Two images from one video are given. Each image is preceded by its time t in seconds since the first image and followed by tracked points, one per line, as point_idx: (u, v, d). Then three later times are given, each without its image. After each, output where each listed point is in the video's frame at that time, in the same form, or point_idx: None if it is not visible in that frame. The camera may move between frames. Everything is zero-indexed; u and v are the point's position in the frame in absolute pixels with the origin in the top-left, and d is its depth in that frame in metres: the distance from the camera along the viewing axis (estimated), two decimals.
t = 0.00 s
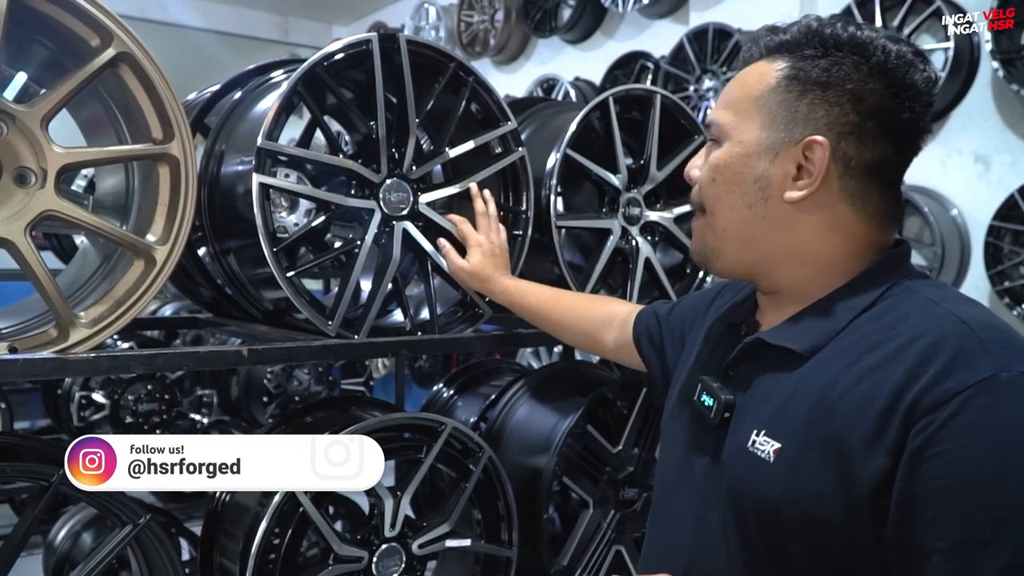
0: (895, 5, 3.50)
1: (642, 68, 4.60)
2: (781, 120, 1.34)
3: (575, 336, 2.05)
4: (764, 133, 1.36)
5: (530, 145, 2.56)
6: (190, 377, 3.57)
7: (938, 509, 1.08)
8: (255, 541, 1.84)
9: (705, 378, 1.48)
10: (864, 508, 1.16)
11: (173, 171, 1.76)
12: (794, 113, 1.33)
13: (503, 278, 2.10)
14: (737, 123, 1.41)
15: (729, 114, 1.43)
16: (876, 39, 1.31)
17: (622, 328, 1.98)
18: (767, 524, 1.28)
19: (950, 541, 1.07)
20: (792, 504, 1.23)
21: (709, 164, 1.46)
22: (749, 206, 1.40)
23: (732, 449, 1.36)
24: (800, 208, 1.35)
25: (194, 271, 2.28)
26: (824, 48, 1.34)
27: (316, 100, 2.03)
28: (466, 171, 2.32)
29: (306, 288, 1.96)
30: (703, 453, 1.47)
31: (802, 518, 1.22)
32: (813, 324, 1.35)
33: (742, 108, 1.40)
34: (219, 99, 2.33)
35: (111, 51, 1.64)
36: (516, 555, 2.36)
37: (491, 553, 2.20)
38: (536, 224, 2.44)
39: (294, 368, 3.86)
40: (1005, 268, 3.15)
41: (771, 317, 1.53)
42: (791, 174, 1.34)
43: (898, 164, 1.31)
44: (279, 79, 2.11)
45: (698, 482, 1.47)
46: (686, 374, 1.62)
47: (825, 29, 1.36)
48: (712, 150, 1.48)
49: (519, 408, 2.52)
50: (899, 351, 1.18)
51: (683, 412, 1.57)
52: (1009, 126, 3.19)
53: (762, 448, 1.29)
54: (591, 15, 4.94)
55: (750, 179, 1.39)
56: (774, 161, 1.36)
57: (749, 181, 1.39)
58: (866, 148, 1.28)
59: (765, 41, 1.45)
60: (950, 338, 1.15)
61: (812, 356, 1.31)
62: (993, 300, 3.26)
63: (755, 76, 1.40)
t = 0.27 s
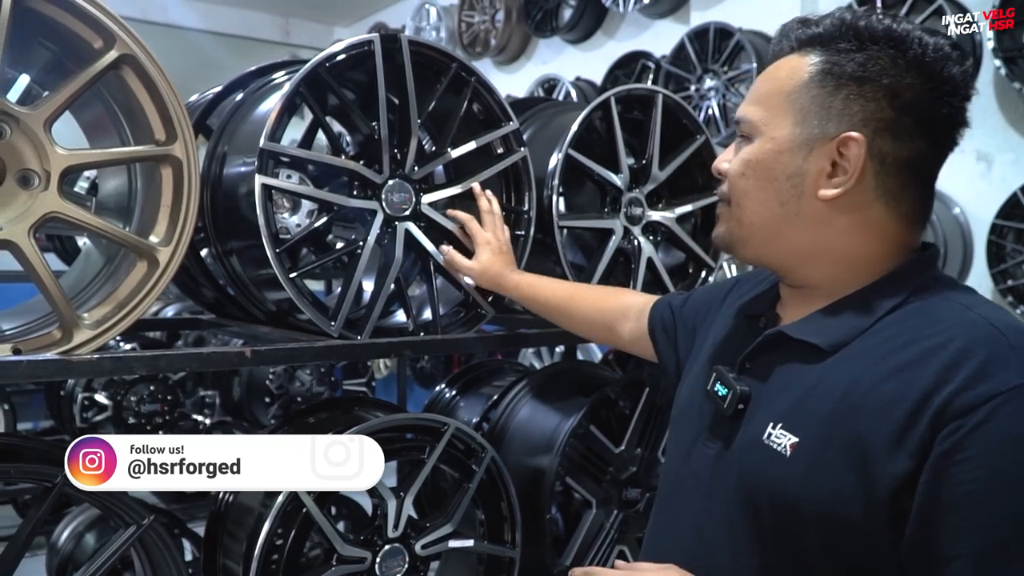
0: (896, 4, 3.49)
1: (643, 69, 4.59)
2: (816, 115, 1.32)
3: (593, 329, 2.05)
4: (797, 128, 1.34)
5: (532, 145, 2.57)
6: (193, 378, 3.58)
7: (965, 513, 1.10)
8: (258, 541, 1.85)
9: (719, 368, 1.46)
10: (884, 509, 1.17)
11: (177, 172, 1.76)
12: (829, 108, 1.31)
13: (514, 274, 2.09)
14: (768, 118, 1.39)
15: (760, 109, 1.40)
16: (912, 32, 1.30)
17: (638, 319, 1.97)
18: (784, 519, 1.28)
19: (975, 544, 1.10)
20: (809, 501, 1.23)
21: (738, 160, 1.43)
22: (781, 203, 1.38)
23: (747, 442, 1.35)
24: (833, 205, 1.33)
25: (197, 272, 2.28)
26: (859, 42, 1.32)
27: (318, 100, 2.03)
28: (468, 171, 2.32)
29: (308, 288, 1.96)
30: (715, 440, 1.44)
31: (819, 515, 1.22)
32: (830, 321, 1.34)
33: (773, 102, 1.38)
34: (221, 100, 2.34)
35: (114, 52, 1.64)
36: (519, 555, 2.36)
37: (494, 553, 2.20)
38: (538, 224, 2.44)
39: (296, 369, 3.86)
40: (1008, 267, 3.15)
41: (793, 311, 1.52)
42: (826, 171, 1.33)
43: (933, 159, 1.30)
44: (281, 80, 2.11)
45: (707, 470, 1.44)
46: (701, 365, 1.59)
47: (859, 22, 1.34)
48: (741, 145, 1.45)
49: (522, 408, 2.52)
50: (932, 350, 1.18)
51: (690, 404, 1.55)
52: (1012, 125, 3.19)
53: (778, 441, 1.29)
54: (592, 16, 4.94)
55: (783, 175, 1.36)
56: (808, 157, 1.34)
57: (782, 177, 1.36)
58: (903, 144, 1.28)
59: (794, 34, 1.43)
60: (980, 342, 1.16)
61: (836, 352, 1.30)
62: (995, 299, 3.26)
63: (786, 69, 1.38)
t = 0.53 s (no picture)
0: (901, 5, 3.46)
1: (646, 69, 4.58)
2: (839, 119, 1.31)
3: (618, 314, 2.06)
4: (821, 132, 1.33)
5: (536, 145, 2.56)
6: (195, 377, 3.59)
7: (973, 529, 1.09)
8: (262, 541, 1.84)
9: (733, 369, 1.46)
10: (890, 519, 1.17)
11: (180, 173, 1.76)
12: (852, 112, 1.30)
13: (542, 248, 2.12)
14: (791, 122, 1.38)
15: (784, 111, 1.39)
16: (939, 32, 1.28)
17: (667, 311, 1.99)
18: (789, 526, 1.28)
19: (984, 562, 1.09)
20: (815, 507, 1.23)
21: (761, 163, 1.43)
22: (803, 207, 1.38)
23: (757, 445, 1.34)
24: (856, 210, 1.33)
25: (201, 272, 2.28)
26: (884, 43, 1.31)
27: (322, 100, 2.03)
28: (471, 170, 2.32)
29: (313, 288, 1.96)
30: (728, 438, 1.42)
31: (824, 521, 1.22)
32: (841, 330, 1.34)
33: (795, 105, 1.37)
34: (224, 100, 2.33)
35: (118, 52, 1.64)
36: (522, 555, 2.36)
37: (498, 553, 2.20)
38: (542, 224, 2.44)
39: (299, 369, 3.86)
40: (1011, 267, 3.18)
41: (814, 317, 1.50)
42: (848, 176, 1.32)
43: (961, 162, 1.29)
44: (285, 80, 2.11)
45: (714, 473, 1.43)
46: (719, 368, 1.58)
47: (885, 21, 1.33)
48: (764, 148, 1.44)
49: (525, 408, 2.51)
50: (949, 365, 1.18)
51: (706, 408, 1.54)
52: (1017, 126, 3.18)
53: (788, 448, 1.28)
54: (594, 16, 4.93)
55: (807, 179, 1.36)
56: (831, 161, 1.33)
57: (805, 182, 1.36)
58: (928, 147, 1.26)
59: (818, 34, 1.42)
60: (999, 359, 1.15)
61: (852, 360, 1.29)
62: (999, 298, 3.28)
63: (809, 70, 1.37)
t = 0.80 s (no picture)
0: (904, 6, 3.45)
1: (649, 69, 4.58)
2: (852, 115, 1.30)
3: (604, 274, 2.03)
4: (833, 129, 1.32)
5: (539, 145, 2.56)
6: (197, 376, 3.58)
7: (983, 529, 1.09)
8: (263, 540, 1.84)
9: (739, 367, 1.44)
10: (899, 520, 1.16)
11: (182, 171, 1.75)
12: (865, 106, 1.29)
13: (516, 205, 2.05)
14: (801, 118, 1.36)
15: (794, 106, 1.38)
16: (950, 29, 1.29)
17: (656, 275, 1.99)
18: (794, 525, 1.27)
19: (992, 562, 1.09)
20: (823, 508, 1.23)
21: (771, 159, 1.41)
22: (814, 205, 1.36)
23: (763, 444, 1.34)
24: (868, 208, 1.32)
25: (203, 271, 2.28)
26: (895, 41, 1.31)
27: (324, 99, 2.02)
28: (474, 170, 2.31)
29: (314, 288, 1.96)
30: (733, 435, 1.41)
31: (831, 521, 1.22)
32: (853, 330, 1.33)
33: (806, 102, 1.35)
34: (227, 99, 2.33)
35: (120, 50, 1.63)
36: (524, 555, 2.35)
37: (499, 553, 2.20)
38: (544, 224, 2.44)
39: (300, 368, 3.84)
40: (1015, 268, 3.19)
41: (821, 316, 1.48)
42: (861, 173, 1.30)
43: (972, 158, 1.29)
44: (287, 79, 2.10)
45: (717, 471, 1.42)
46: (724, 363, 1.57)
47: (897, 17, 1.32)
48: (772, 146, 1.42)
49: (527, 408, 2.51)
50: (963, 366, 1.17)
51: (710, 398, 1.54)
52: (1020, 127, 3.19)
53: (797, 447, 1.27)
54: (597, 17, 4.93)
55: (819, 175, 1.34)
56: (843, 159, 1.31)
57: (817, 178, 1.34)
58: (941, 145, 1.26)
59: (826, 32, 1.41)
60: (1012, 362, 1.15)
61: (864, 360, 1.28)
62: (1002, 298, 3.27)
63: (820, 66, 1.36)
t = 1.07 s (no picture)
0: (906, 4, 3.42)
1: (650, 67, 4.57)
2: (856, 113, 1.29)
3: (591, 295, 1.98)
4: (836, 125, 1.31)
5: (539, 144, 2.56)
6: (198, 377, 3.59)
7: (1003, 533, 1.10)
8: (266, 541, 1.84)
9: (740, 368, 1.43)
10: (920, 525, 1.16)
11: (183, 172, 1.75)
12: (870, 104, 1.28)
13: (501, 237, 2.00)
14: (804, 114, 1.35)
15: (797, 101, 1.36)
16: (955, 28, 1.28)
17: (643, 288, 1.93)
18: (808, 531, 1.26)
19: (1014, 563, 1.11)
20: (836, 513, 1.22)
21: (772, 156, 1.39)
22: (816, 202, 1.35)
23: (772, 447, 1.32)
24: (870, 206, 1.31)
25: (204, 272, 2.28)
26: (900, 38, 1.30)
27: (325, 99, 2.02)
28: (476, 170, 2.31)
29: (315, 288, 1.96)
30: (737, 441, 1.40)
31: (845, 526, 1.21)
32: (859, 331, 1.32)
33: (810, 97, 1.34)
34: (227, 99, 2.33)
35: (120, 51, 1.63)
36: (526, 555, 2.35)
37: (501, 553, 2.19)
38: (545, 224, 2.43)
39: (302, 368, 3.81)
40: (1017, 266, 3.17)
41: (823, 315, 1.46)
42: (863, 172, 1.30)
43: (973, 159, 1.29)
44: (287, 79, 2.10)
45: (722, 475, 1.41)
46: (722, 365, 1.54)
47: (903, 14, 1.32)
48: (773, 141, 1.41)
49: (529, 408, 2.50)
50: (974, 368, 1.17)
51: (706, 402, 1.53)
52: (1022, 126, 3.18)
53: (810, 452, 1.26)
54: (598, 16, 4.93)
55: (821, 173, 1.33)
56: (847, 156, 1.30)
57: (819, 176, 1.33)
58: (945, 144, 1.26)
59: (828, 27, 1.40)
60: None
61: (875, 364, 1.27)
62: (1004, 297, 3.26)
63: (823, 62, 1.35)
